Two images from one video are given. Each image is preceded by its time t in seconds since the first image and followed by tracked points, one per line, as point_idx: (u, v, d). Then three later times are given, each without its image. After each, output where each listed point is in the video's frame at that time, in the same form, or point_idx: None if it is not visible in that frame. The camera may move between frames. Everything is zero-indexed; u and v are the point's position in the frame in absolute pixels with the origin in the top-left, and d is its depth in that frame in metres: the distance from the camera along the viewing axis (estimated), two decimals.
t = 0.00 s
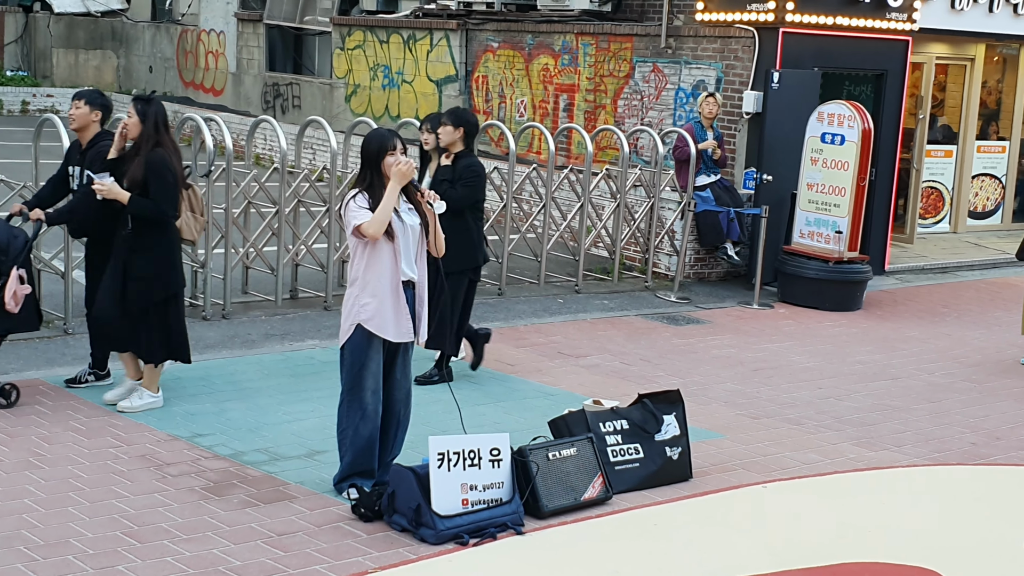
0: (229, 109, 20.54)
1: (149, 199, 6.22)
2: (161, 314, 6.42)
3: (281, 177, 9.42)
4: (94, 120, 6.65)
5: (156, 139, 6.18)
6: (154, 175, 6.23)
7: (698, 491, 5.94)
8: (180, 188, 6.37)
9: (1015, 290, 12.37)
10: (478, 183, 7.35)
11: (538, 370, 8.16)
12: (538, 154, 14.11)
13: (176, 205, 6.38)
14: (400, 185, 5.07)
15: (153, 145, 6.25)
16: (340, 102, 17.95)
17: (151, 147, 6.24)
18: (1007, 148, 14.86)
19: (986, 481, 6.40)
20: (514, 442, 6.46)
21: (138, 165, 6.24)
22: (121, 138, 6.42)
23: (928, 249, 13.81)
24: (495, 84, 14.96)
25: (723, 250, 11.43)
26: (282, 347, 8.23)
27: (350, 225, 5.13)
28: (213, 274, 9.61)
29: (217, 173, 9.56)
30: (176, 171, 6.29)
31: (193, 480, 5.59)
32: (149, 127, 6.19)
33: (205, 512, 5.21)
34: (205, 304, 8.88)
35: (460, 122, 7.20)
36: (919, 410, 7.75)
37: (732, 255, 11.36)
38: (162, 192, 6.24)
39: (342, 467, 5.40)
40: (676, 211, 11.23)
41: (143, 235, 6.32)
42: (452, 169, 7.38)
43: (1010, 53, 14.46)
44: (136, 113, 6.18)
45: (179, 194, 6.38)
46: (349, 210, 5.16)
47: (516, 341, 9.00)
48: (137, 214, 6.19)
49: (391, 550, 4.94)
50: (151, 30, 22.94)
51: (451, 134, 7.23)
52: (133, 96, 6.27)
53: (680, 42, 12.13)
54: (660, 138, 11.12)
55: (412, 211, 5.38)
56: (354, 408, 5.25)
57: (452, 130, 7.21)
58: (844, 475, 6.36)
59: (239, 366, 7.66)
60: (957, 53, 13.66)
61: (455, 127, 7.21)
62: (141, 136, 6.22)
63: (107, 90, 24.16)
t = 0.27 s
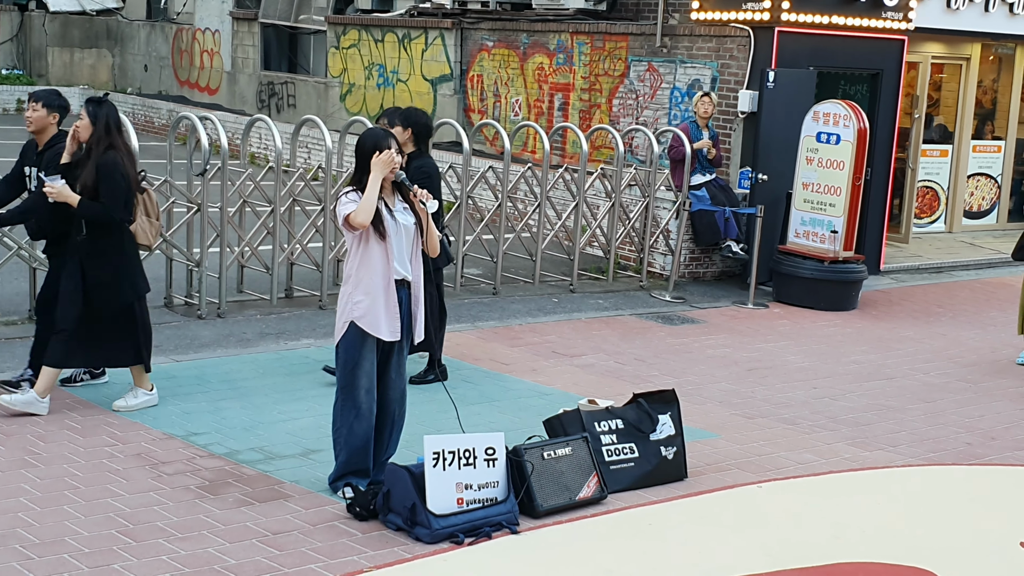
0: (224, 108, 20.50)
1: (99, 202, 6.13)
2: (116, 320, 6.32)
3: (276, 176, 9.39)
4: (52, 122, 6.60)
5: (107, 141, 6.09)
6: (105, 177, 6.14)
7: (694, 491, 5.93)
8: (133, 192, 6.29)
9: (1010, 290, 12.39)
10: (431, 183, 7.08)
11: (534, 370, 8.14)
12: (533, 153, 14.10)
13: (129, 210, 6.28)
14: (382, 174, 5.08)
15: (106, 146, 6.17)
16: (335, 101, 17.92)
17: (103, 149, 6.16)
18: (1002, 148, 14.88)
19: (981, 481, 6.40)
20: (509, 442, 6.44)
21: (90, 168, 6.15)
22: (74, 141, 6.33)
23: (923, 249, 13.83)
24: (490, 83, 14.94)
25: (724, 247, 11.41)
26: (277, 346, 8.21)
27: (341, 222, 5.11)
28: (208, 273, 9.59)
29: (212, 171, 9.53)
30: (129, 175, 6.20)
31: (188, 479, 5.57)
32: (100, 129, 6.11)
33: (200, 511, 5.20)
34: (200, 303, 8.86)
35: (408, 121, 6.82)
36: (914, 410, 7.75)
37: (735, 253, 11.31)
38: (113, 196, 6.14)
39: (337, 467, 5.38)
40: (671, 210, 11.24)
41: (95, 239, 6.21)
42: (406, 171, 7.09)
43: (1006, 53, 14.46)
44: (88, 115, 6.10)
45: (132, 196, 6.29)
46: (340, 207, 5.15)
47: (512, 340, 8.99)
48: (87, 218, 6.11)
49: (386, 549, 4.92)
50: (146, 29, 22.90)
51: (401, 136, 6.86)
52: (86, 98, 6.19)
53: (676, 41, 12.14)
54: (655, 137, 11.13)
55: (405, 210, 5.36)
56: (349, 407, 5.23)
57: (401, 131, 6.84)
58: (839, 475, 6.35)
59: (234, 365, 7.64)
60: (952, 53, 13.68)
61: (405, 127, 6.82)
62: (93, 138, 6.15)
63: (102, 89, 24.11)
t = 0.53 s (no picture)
0: (220, 108, 20.48)
1: (44, 196, 6.03)
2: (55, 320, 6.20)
3: (273, 176, 9.37)
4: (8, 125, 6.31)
5: (56, 135, 6.02)
6: (52, 172, 6.05)
7: (690, 492, 5.93)
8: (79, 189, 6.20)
9: (1006, 292, 12.40)
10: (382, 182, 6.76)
11: (530, 371, 8.14)
12: (530, 154, 14.11)
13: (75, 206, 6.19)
14: (372, 174, 5.08)
15: (54, 140, 6.10)
16: (331, 101, 17.92)
17: (51, 143, 6.08)
18: (999, 150, 14.89)
19: (977, 483, 6.40)
20: (506, 443, 6.44)
21: (36, 162, 6.06)
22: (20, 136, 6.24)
23: (919, 251, 13.84)
24: (487, 83, 14.94)
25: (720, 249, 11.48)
26: (273, 346, 8.20)
27: (335, 222, 5.13)
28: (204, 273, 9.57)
29: (209, 171, 9.52)
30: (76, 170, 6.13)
31: (185, 479, 5.56)
32: (49, 123, 6.03)
33: (197, 511, 5.19)
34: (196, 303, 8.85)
35: (359, 118, 6.49)
36: (911, 412, 7.75)
37: (726, 256, 11.49)
38: (58, 190, 6.05)
39: (334, 467, 5.38)
40: (668, 211, 11.23)
41: (42, 236, 6.13)
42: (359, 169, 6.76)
43: (1001, 55, 14.55)
44: (37, 108, 6.03)
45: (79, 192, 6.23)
46: (336, 207, 5.17)
47: (508, 341, 8.98)
48: (31, 212, 6.01)
49: (382, 550, 4.91)
50: (143, 28, 22.89)
51: (350, 133, 6.56)
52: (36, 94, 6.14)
53: (672, 42, 12.13)
54: (651, 138, 11.11)
55: (404, 210, 5.34)
56: (345, 407, 5.22)
57: (351, 127, 6.53)
58: (836, 477, 6.35)
59: (230, 365, 7.63)
60: (949, 54, 13.69)
61: (354, 124, 6.50)
62: (41, 132, 6.06)
63: (98, 88, 24.08)
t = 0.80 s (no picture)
0: (217, 105, 20.44)
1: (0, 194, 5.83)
2: None
3: (270, 173, 9.34)
4: None
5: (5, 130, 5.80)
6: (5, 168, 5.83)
7: (687, 492, 5.92)
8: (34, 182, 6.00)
9: (1002, 293, 12.40)
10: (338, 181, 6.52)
11: (527, 370, 8.13)
12: (526, 153, 14.10)
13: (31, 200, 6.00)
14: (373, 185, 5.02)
15: (3, 135, 5.87)
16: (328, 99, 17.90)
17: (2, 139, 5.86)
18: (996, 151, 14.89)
19: (973, 485, 6.40)
20: (502, 442, 6.42)
21: None
22: None
23: (915, 251, 13.84)
24: (484, 82, 14.93)
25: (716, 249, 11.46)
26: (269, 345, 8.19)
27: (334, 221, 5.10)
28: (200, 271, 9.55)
29: (205, 168, 9.49)
30: (30, 164, 5.92)
31: (180, 477, 5.55)
32: None
33: (192, 509, 5.17)
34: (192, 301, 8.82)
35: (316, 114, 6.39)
36: (907, 413, 7.75)
37: (716, 257, 11.35)
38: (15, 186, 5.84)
39: (329, 465, 5.36)
40: (665, 211, 11.21)
41: None
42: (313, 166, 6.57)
43: (999, 56, 14.54)
44: None
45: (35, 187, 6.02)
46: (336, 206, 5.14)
47: (505, 340, 8.97)
48: None
49: (378, 548, 4.90)
50: (140, 26, 22.87)
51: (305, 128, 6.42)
52: None
53: (670, 42, 12.12)
54: (649, 137, 11.08)
55: (400, 210, 5.32)
56: (340, 405, 5.21)
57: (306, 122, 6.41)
58: (832, 477, 6.35)
59: (226, 363, 7.61)
60: (946, 55, 13.69)
61: (309, 120, 6.41)
62: None
63: (95, 85, 24.03)
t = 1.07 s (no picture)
0: (213, 102, 20.41)
1: None
2: None
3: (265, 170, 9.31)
4: None
5: None
6: None
7: (682, 490, 5.92)
8: None
9: (998, 292, 12.42)
10: (288, 178, 6.53)
11: (522, 368, 8.12)
12: (523, 151, 14.10)
13: None
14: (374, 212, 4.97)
15: None
16: (325, 96, 17.88)
17: None
18: (992, 150, 14.90)
19: (968, 483, 6.41)
20: (497, 440, 6.42)
21: None
22: None
23: (912, 250, 13.85)
24: (481, 80, 14.91)
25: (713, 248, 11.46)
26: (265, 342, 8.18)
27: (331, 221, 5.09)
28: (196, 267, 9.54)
29: (201, 165, 9.47)
30: None
31: (175, 473, 5.54)
32: None
33: (187, 506, 5.16)
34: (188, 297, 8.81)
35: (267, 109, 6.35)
36: (902, 412, 7.75)
37: (720, 254, 11.33)
38: None
39: (324, 462, 5.36)
40: (661, 209, 11.23)
41: None
42: (261, 161, 6.52)
43: (996, 55, 14.50)
44: None
45: None
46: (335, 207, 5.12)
47: (500, 338, 8.96)
48: None
49: (373, 545, 4.90)
50: (137, 21, 22.83)
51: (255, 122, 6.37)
52: None
53: (668, 39, 12.11)
54: (645, 136, 11.10)
55: (398, 211, 5.29)
56: (334, 402, 5.21)
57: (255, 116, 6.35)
58: (826, 476, 6.35)
59: (222, 360, 7.60)
60: (943, 54, 13.69)
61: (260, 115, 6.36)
62: None
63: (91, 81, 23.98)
